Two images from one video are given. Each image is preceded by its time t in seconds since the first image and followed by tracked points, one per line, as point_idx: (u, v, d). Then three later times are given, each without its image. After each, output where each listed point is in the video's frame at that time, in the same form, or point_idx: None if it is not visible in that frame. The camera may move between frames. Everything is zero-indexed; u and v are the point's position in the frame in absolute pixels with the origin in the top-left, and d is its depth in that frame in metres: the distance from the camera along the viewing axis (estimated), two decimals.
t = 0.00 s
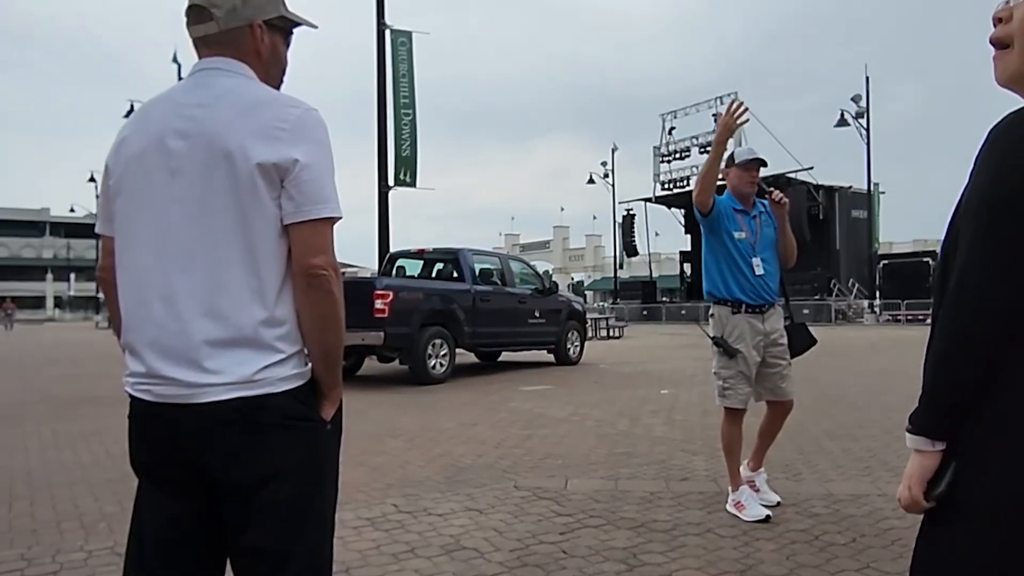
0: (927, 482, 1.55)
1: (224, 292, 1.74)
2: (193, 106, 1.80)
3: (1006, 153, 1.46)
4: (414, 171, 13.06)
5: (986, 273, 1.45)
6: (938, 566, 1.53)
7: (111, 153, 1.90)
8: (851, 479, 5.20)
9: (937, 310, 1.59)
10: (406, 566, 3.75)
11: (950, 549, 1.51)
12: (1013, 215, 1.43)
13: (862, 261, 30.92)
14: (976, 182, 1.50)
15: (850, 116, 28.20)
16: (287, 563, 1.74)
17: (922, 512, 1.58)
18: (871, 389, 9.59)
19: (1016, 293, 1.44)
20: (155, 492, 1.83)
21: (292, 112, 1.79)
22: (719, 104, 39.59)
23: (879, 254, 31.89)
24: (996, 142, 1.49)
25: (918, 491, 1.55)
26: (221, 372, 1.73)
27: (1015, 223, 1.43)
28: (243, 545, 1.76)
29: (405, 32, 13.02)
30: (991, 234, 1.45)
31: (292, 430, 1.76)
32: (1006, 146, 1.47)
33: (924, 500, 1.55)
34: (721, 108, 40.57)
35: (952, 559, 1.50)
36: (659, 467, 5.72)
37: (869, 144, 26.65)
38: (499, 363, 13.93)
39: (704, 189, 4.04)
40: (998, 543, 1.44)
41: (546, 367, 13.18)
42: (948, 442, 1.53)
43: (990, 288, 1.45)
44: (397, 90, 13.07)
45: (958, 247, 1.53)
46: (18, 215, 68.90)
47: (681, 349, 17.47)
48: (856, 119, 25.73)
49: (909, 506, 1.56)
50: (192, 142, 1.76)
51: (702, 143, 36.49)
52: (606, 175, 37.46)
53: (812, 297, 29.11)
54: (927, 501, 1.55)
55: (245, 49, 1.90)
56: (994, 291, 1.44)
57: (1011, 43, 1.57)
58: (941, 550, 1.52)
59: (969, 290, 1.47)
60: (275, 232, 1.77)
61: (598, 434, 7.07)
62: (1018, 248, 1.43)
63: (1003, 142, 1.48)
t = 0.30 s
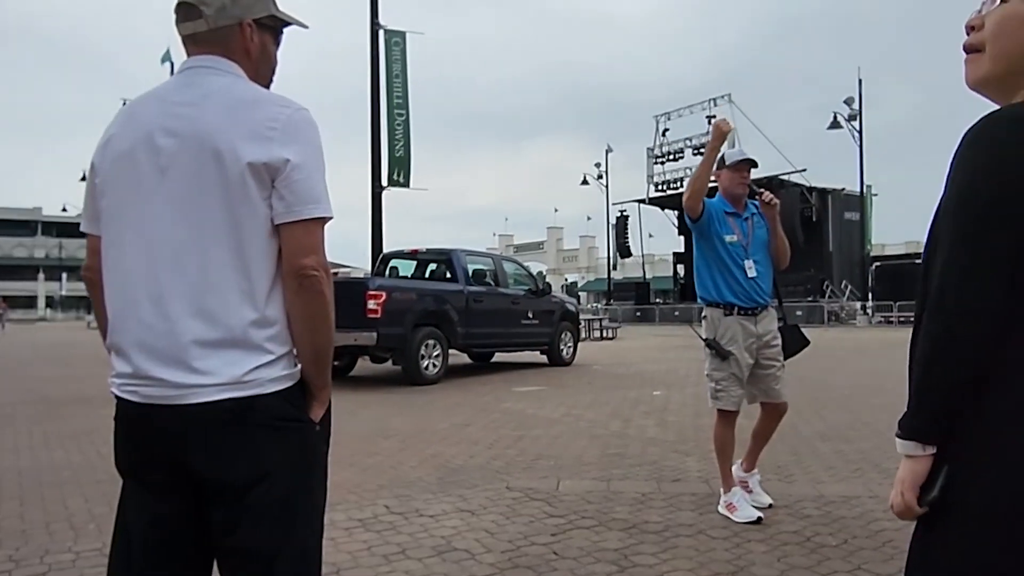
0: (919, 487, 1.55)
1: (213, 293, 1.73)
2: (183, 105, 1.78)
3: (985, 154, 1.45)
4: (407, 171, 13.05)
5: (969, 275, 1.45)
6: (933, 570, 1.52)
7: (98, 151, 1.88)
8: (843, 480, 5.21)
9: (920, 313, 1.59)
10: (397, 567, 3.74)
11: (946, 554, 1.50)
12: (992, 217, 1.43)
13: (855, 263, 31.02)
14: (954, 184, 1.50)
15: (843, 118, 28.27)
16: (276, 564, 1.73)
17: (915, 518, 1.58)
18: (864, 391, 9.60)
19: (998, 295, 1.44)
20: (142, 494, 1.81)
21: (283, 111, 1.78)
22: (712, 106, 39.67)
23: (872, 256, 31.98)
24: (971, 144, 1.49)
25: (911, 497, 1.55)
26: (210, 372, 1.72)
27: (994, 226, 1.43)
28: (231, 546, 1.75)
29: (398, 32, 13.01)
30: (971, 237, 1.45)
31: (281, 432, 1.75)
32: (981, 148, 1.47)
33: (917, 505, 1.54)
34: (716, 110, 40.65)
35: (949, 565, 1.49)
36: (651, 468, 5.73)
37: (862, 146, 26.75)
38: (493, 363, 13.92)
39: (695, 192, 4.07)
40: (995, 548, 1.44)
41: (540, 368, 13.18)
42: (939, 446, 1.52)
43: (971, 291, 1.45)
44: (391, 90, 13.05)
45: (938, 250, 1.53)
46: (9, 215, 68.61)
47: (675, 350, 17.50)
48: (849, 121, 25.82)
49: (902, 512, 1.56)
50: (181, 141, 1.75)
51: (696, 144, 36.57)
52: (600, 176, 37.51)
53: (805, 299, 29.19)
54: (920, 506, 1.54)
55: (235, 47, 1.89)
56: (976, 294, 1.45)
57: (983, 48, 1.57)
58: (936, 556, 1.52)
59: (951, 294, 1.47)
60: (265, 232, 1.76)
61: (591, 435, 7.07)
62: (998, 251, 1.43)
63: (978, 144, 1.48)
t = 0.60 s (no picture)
0: (902, 485, 1.55)
1: (206, 294, 1.72)
2: (176, 104, 1.77)
3: (973, 154, 1.46)
4: (402, 171, 13.03)
5: (955, 274, 1.45)
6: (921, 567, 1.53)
7: (89, 151, 1.87)
8: (835, 481, 5.22)
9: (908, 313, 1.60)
10: (391, 569, 3.73)
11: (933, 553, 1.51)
12: (978, 217, 1.44)
13: (847, 264, 31.12)
14: (941, 184, 1.50)
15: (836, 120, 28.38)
16: (268, 568, 1.72)
17: (902, 518, 1.58)
18: (855, 392, 9.64)
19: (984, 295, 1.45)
20: (133, 496, 1.80)
21: (277, 111, 1.77)
22: (706, 107, 39.78)
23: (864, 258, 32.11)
24: (960, 145, 1.49)
25: (893, 496, 1.56)
26: (202, 374, 1.71)
27: (980, 227, 1.44)
28: (222, 550, 1.73)
29: (393, 32, 12.99)
30: (957, 237, 1.45)
31: (273, 434, 1.74)
32: (969, 148, 1.47)
33: (900, 505, 1.55)
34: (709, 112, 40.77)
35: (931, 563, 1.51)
36: (644, 469, 5.73)
37: (855, 148, 26.84)
38: (486, 364, 13.92)
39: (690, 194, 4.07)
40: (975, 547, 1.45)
41: (533, 369, 13.19)
42: (922, 446, 1.52)
43: (960, 290, 1.45)
44: (385, 90, 13.02)
45: (924, 249, 1.53)
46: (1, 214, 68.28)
47: (668, 351, 17.54)
48: (842, 123, 25.90)
49: (886, 511, 1.57)
50: (173, 141, 1.74)
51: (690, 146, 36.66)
52: (594, 177, 37.55)
53: (797, 300, 29.30)
54: (902, 505, 1.55)
55: (228, 47, 1.88)
56: (962, 293, 1.45)
57: (974, 50, 1.57)
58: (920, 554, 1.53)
59: (937, 294, 1.47)
60: (259, 232, 1.75)
61: (585, 436, 7.07)
62: (983, 251, 1.44)
63: (967, 144, 1.48)
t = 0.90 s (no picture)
0: (901, 485, 1.56)
1: (198, 291, 1.71)
2: (169, 99, 1.77)
3: (969, 156, 1.46)
4: (396, 170, 13.01)
5: (951, 275, 1.46)
6: (918, 568, 1.53)
7: (81, 146, 1.86)
8: (827, 481, 5.24)
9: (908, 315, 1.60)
10: (383, 568, 3.72)
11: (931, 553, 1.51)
12: (973, 216, 1.44)
13: (840, 265, 31.21)
14: (938, 185, 1.51)
15: (830, 122, 28.43)
16: (259, 567, 1.72)
17: (902, 518, 1.58)
18: (848, 393, 9.66)
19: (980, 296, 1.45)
20: (124, 494, 1.79)
21: (271, 108, 1.77)
22: (700, 108, 39.83)
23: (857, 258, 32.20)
24: (957, 145, 1.50)
25: (892, 495, 1.56)
26: (194, 371, 1.70)
27: (976, 227, 1.44)
28: (213, 549, 1.73)
29: (389, 31, 12.97)
30: (953, 238, 1.46)
31: (266, 433, 1.74)
32: (966, 148, 1.47)
33: (899, 505, 1.55)
34: (703, 112, 40.82)
35: (928, 564, 1.51)
36: (637, 469, 5.73)
37: (848, 149, 26.92)
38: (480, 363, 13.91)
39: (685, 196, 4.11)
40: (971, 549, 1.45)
41: (527, 368, 13.18)
42: (920, 445, 1.53)
43: (956, 291, 1.45)
44: (380, 89, 13.00)
45: (922, 249, 1.54)
46: None
47: (660, 351, 17.55)
48: (835, 124, 25.98)
49: (885, 510, 1.57)
50: (166, 136, 1.73)
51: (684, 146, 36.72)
52: (589, 177, 37.56)
53: (790, 301, 29.37)
54: (901, 505, 1.55)
55: (223, 42, 1.87)
56: (957, 293, 1.45)
57: (970, 48, 1.58)
58: (917, 554, 1.53)
59: (931, 295, 1.48)
60: (253, 229, 1.74)
61: (578, 435, 7.07)
62: (979, 252, 1.44)
63: (963, 144, 1.48)
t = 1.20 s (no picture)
0: (907, 488, 1.53)
1: (193, 288, 1.70)
2: (164, 96, 1.75)
3: (975, 155, 1.44)
4: (391, 169, 13.00)
5: (956, 275, 1.44)
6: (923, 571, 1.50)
7: (75, 142, 1.84)
8: (822, 480, 5.25)
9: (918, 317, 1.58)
10: (377, 567, 3.71)
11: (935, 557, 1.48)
12: (979, 216, 1.42)
13: (833, 265, 31.28)
14: (945, 183, 1.49)
15: (824, 122, 28.46)
16: (252, 566, 1.71)
17: (907, 522, 1.56)
18: (842, 392, 9.68)
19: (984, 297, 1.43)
20: (116, 494, 1.78)
21: (267, 104, 1.76)
22: (695, 108, 39.87)
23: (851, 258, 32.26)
24: (963, 143, 1.48)
25: (897, 498, 1.54)
26: (189, 369, 1.69)
27: (983, 224, 1.42)
28: (205, 549, 1.72)
29: (384, 30, 12.96)
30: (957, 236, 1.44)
31: (260, 432, 1.73)
32: (972, 146, 1.46)
33: (904, 508, 1.53)
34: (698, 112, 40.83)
35: (932, 568, 1.48)
36: (632, 468, 5.74)
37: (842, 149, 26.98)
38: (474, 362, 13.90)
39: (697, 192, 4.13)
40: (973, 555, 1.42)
41: (521, 367, 13.18)
42: (926, 447, 1.51)
43: (962, 292, 1.44)
44: (375, 87, 12.98)
45: (929, 248, 1.52)
46: None
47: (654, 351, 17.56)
48: (829, 125, 26.04)
49: (890, 514, 1.55)
50: (161, 132, 1.72)
51: (679, 146, 36.75)
52: (583, 176, 37.55)
53: (784, 300, 29.43)
54: (907, 508, 1.53)
55: (219, 38, 1.86)
56: (962, 293, 1.44)
57: (976, 47, 1.57)
58: (920, 558, 1.51)
59: (935, 296, 1.47)
60: (248, 227, 1.73)
61: (573, 434, 7.07)
62: (984, 250, 1.42)
63: (969, 143, 1.47)
